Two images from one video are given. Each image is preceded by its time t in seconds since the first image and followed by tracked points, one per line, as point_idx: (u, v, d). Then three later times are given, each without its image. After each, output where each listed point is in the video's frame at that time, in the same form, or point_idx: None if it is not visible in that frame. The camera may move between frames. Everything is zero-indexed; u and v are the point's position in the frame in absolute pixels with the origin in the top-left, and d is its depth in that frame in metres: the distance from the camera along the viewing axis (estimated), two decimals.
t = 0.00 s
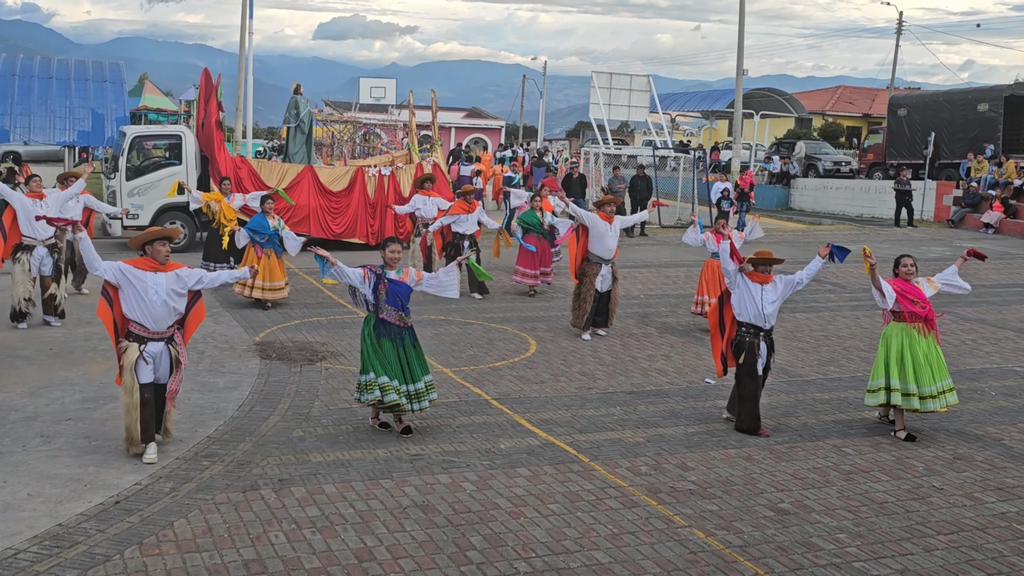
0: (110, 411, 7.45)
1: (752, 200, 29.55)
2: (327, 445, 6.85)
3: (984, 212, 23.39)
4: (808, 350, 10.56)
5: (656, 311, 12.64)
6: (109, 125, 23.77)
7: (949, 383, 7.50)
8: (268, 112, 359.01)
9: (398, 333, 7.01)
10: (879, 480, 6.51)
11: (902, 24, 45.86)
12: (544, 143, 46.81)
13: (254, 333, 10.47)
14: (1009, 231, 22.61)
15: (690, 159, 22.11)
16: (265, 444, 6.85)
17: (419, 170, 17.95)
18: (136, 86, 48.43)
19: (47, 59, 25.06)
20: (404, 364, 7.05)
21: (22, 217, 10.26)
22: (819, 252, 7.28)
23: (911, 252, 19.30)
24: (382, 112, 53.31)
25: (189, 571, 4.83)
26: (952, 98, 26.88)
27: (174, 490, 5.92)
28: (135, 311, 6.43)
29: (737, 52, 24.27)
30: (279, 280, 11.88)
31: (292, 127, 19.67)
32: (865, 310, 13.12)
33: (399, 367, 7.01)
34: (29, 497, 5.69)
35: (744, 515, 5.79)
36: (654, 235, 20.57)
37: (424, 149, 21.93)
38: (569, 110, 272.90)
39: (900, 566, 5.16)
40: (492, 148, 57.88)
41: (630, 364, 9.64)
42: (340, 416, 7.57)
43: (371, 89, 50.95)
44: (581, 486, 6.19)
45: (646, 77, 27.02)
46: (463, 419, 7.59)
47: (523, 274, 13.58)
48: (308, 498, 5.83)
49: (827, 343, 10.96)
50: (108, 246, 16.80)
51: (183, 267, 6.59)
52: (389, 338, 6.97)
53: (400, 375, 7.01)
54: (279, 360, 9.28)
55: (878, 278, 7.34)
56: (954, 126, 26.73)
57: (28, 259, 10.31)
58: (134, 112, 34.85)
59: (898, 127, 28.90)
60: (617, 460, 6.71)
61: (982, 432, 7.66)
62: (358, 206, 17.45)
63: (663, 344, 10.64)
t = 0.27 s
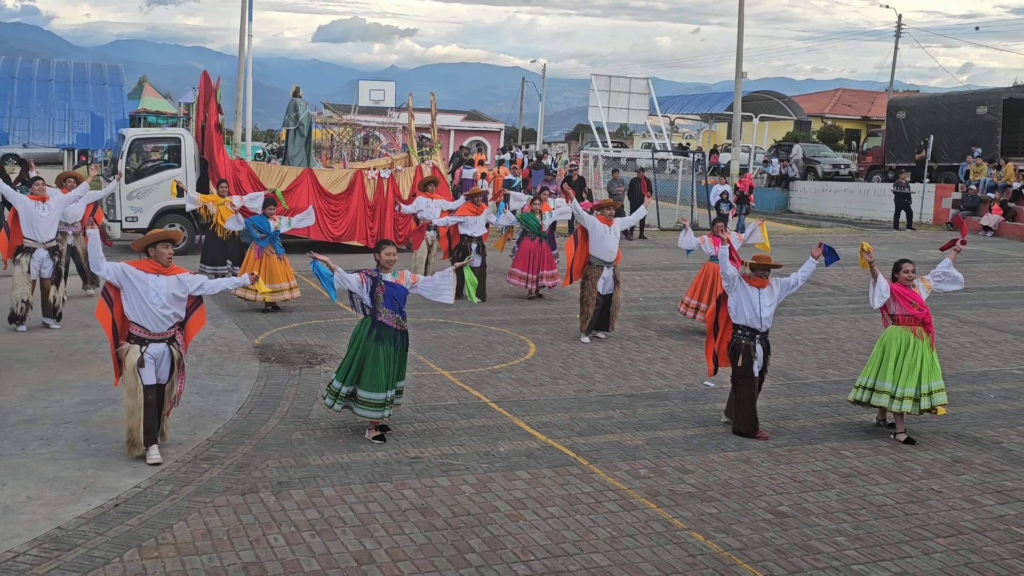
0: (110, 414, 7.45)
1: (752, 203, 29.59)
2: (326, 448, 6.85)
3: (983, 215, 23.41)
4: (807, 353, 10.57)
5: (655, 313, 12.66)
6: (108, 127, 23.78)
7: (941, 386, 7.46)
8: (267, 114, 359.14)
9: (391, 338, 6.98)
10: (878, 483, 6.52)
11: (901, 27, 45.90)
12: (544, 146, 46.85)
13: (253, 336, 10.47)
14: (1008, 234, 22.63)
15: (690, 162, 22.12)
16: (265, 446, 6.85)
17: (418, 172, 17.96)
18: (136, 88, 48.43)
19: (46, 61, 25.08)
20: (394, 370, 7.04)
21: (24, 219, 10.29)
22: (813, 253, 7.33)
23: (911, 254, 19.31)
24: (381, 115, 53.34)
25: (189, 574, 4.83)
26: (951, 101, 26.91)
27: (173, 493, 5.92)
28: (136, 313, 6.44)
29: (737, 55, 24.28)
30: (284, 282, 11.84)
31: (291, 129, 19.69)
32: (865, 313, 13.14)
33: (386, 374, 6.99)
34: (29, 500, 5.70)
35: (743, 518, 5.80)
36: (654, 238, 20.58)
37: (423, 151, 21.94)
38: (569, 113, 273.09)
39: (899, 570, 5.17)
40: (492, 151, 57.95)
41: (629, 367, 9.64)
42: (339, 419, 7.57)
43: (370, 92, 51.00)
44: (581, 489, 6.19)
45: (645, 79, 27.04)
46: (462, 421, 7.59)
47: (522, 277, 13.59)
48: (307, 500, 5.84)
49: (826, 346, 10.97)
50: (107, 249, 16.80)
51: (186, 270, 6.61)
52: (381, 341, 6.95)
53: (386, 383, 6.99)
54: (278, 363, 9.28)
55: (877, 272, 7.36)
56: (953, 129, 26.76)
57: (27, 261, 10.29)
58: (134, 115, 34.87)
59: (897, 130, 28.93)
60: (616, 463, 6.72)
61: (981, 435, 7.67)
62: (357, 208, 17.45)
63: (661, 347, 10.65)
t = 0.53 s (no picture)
0: (109, 416, 7.45)
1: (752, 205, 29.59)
2: (326, 450, 6.85)
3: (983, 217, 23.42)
4: (807, 355, 10.57)
5: (655, 315, 12.66)
6: (108, 129, 23.79)
7: (931, 390, 7.61)
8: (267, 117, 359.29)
9: (389, 339, 6.98)
10: (878, 485, 6.52)
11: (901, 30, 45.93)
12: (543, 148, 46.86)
13: (253, 338, 10.47)
14: (1008, 236, 22.64)
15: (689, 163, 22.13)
16: (265, 448, 6.85)
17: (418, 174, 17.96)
18: (135, 90, 48.44)
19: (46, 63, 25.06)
20: (390, 372, 7.02)
21: (27, 221, 10.34)
22: (808, 251, 7.32)
23: (911, 256, 19.31)
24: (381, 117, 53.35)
25: None
26: (951, 103, 26.91)
27: (173, 495, 5.92)
28: (142, 318, 6.43)
29: (737, 57, 24.28)
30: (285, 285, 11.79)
31: (291, 131, 19.68)
32: (865, 315, 13.13)
33: (380, 376, 6.97)
34: (28, 502, 5.69)
35: (744, 520, 5.79)
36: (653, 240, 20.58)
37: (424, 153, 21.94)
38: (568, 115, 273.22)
39: (900, 572, 5.16)
40: (492, 153, 57.97)
41: (629, 369, 9.64)
42: (339, 421, 7.57)
43: (370, 94, 51.03)
44: (581, 491, 6.19)
45: (645, 81, 27.05)
46: (462, 424, 7.58)
47: (520, 278, 13.52)
48: (307, 502, 5.83)
49: (826, 348, 10.97)
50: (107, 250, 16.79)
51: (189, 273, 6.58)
52: (378, 343, 6.94)
53: (380, 385, 6.97)
54: (278, 365, 9.28)
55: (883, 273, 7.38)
56: (953, 131, 26.77)
57: (29, 263, 10.29)
58: (134, 117, 34.86)
59: (896, 132, 28.94)
60: (616, 465, 6.71)
61: (981, 437, 7.67)
62: (357, 210, 17.45)
63: (661, 349, 10.64)
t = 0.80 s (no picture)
0: (109, 417, 7.45)
1: (751, 206, 29.61)
2: (326, 451, 6.85)
3: (983, 218, 23.44)
4: (806, 356, 10.57)
5: (655, 317, 12.66)
6: (108, 131, 23.80)
7: (928, 385, 7.65)
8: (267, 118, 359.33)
9: (389, 341, 6.96)
10: (877, 486, 6.52)
11: (900, 31, 45.94)
12: (543, 149, 46.88)
13: (253, 339, 10.47)
14: (1007, 237, 22.65)
15: (689, 165, 22.13)
16: (264, 449, 6.85)
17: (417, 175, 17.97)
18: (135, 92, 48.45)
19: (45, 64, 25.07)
20: (392, 375, 6.99)
21: (26, 223, 10.34)
22: (807, 251, 7.33)
23: (911, 258, 19.31)
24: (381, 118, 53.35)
25: None
26: (950, 104, 26.92)
27: (173, 496, 5.91)
28: (145, 318, 6.43)
29: (737, 58, 24.29)
30: (279, 292, 11.59)
31: (291, 132, 19.69)
32: (865, 316, 13.14)
33: (377, 377, 6.95)
34: (28, 503, 5.69)
35: (744, 522, 5.79)
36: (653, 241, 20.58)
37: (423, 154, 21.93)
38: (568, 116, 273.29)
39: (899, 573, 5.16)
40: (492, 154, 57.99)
41: (629, 370, 9.64)
42: (339, 422, 7.57)
43: (370, 95, 51.06)
44: (581, 492, 6.19)
45: (645, 83, 27.05)
46: (462, 425, 7.58)
47: (522, 280, 13.53)
48: (307, 504, 5.83)
49: (826, 349, 10.97)
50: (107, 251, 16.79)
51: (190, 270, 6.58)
52: (376, 344, 6.93)
53: (377, 387, 6.95)
54: (278, 366, 9.28)
55: (885, 271, 7.39)
56: (953, 132, 26.78)
57: (27, 264, 10.26)
58: (133, 118, 34.87)
59: (896, 133, 28.95)
60: (616, 466, 6.71)
61: (981, 438, 7.67)
62: (357, 211, 17.45)
63: (661, 351, 10.64)
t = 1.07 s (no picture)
0: (109, 415, 7.44)
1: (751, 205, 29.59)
2: (326, 450, 6.85)
3: (983, 217, 23.42)
4: (806, 355, 10.56)
5: (655, 315, 12.66)
6: (108, 129, 23.80)
7: (927, 384, 7.65)
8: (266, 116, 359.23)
9: (387, 339, 6.97)
10: (877, 485, 6.51)
11: (900, 30, 45.91)
12: (543, 147, 46.85)
13: (252, 337, 10.47)
14: (1007, 236, 22.64)
15: (689, 164, 22.11)
16: (264, 448, 6.84)
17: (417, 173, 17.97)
18: (135, 90, 48.42)
19: (45, 62, 25.05)
20: (390, 374, 6.99)
21: (24, 221, 10.32)
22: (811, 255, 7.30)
23: (911, 257, 19.30)
24: (381, 116, 53.34)
25: None
26: (950, 103, 26.90)
27: (172, 495, 5.91)
28: (149, 315, 6.43)
29: (737, 57, 24.28)
30: (271, 289, 11.57)
31: (291, 131, 19.68)
32: (864, 315, 13.14)
33: (374, 373, 6.93)
34: (27, 501, 5.69)
35: (743, 520, 5.79)
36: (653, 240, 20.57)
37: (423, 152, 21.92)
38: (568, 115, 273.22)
39: (899, 572, 5.16)
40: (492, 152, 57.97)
41: (628, 369, 9.63)
42: (338, 421, 7.56)
43: (370, 94, 51.04)
44: (580, 491, 6.19)
45: (645, 81, 27.02)
46: (462, 423, 7.58)
47: (523, 279, 13.52)
48: (306, 502, 5.83)
49: (826, 348, 10.97)
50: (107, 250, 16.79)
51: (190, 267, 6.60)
52: (375, 342, 6.93)
53: (374, 383, 6.93)
54: (277, 364, 9.28)
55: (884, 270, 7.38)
56: (952, 131, 26.77)
57: (26, 263, 10.26)
58: (133, 116, 34.87)
59: (896, 132, 28.94)
60: (615, 465, 6.71)
61: (981, 437, 7.67)
62: (357, 209, 17.45)
63: (661, 349, 10.64)
